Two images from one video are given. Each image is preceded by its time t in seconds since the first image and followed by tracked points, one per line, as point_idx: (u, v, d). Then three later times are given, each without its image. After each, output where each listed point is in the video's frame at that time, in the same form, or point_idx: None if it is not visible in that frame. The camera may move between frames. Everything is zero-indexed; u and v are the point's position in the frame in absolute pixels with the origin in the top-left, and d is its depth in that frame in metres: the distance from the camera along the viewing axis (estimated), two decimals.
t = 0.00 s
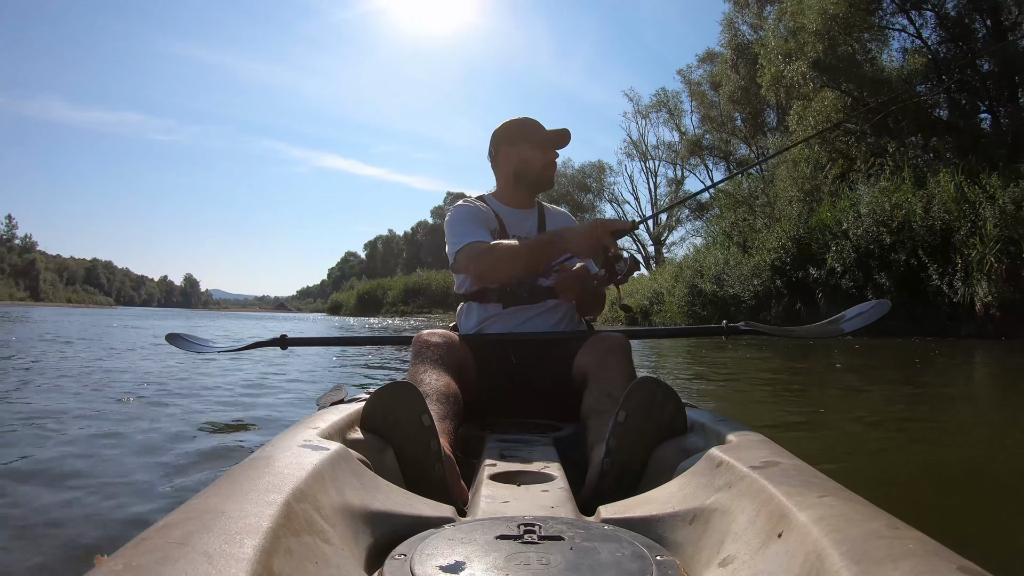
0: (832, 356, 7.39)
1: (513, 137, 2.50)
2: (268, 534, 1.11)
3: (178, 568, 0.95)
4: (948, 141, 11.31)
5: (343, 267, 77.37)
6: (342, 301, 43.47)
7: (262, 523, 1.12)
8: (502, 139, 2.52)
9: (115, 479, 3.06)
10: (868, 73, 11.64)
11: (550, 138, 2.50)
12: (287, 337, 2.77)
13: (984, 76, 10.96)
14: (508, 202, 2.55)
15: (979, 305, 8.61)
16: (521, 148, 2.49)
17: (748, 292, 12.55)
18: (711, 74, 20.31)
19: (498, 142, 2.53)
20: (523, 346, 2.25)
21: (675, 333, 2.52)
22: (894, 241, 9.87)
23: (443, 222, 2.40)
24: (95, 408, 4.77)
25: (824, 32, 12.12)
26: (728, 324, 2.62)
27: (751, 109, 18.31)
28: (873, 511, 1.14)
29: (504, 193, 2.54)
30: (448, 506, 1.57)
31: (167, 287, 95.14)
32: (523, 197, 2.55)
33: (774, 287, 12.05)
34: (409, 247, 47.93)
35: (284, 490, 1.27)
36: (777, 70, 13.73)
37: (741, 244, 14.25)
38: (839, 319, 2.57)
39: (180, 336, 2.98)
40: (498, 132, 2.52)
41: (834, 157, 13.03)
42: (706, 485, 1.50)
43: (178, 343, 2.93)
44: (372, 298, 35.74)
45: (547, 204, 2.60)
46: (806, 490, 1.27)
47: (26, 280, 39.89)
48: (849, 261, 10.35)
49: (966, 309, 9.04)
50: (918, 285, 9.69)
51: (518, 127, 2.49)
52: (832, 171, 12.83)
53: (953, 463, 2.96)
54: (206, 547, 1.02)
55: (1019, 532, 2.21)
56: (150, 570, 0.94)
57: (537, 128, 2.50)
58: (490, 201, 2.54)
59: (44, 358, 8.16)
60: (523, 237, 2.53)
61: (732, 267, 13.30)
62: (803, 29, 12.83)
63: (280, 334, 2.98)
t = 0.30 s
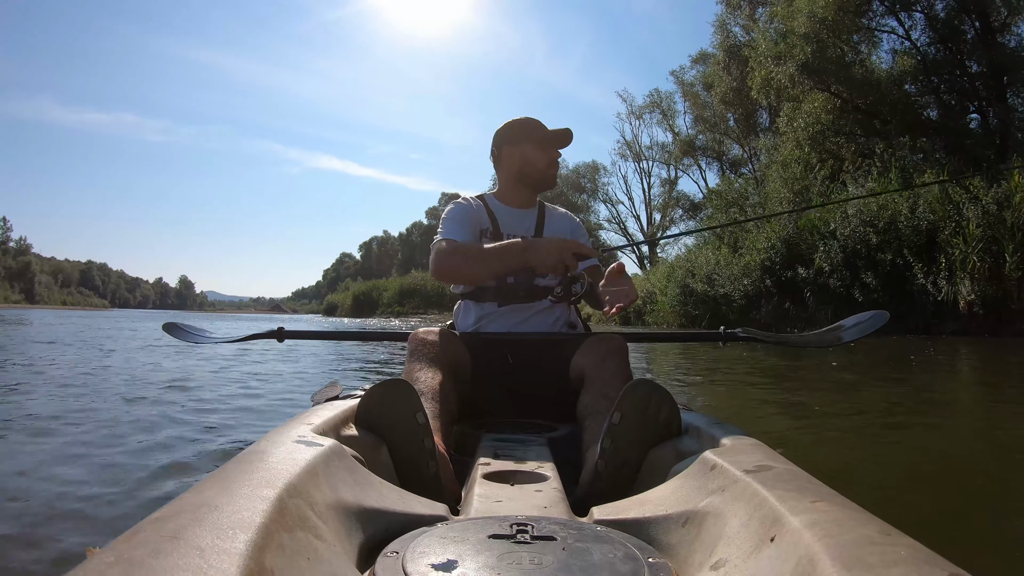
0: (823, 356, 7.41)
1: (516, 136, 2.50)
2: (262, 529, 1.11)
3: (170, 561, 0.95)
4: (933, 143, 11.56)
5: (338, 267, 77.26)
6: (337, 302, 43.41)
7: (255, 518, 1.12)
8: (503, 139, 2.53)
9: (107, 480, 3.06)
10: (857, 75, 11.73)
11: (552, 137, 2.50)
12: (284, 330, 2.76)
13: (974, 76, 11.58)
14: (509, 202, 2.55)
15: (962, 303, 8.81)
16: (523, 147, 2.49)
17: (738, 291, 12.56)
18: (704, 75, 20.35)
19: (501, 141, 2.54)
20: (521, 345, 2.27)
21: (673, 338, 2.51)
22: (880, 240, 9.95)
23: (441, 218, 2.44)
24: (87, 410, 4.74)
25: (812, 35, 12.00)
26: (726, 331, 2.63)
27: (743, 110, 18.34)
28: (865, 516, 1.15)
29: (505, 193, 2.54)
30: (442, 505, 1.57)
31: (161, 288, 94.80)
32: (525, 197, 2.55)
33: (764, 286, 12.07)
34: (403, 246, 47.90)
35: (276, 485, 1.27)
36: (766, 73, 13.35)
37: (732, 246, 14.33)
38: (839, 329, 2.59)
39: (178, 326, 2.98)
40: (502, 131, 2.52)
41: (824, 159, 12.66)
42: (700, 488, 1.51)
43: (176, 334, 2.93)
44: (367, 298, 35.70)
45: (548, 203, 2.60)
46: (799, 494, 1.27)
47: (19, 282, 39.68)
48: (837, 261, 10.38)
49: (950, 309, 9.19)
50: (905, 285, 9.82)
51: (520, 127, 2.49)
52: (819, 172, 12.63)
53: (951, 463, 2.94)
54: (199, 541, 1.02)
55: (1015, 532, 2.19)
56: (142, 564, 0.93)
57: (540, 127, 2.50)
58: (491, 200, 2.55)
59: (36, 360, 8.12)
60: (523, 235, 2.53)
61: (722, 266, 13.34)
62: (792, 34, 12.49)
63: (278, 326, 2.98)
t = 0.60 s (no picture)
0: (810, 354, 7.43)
1: (521, 136, 2.50)
2: (262, 531, 1.10)
3: (170, 563, 0.95)
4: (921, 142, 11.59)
5: (334, 269, 77.14)
6: (333, 304, 43.40)
7: (255, 520, 1.12)
8: (508, 139, 2.53)
9: (106, 482, 3.05)
10: (847, 76, 11.82)
11: (557, 140, 2.51)
12: (283, 330, 2.76)
13: (964, 75, 11.54)
14: (509, 202, 2.55)
15: (947, 300, 8.74)
16: (527, 148, 2.49)
17: (731, 289, 12.60)
18: (697, 75, 20.39)
19: (506, 142, 2.54)
20: (520, 347, 2.26)
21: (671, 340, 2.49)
22: (868, 238, 9.94)
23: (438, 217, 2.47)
24: (83, 414, 4.72)
25: (802, 37, 12.20)
26: (725, 334, 2.61)
27: (737, 110, 18.37)
28: (865, 515, 1.15)
29: (507, 193, 2.54)
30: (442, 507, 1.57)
31: (157, 291, 94.61)
32: (526, 197, 2.54)
33: (756, 284, 12.09)
34: (400, 247, 47.89)
35: (277, 487, 1.27)
36: (755, 73, 13.55)
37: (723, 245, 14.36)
38: (838, 330, 2.59)
39: (178, 327, 2.97)
40: (507, 131, 2.52)
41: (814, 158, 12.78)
42: (700, 487, 1.51)
43: (175, 333, 2.92)
44: (363, 300, 35.70)
45: (550, 204, 2.57)
46: (799, 494, 1.27)
47: (16, 287, 39.55)
48: (827, 259, 10.46)
49: (937, 306, 9.10)
50: (892, 283, 9.75)
51: (525, 128, 2.50)
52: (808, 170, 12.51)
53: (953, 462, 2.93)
54: (199, 543, 1.01)
55: (1015, 531, 2.19)
56: (142, 566, 0.93)
57: (545, 129, 2.51)
58: (493, 200, 2.55)
59: (32, 363, 8.10)
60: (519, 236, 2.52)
61: (715, 265, 13.37)
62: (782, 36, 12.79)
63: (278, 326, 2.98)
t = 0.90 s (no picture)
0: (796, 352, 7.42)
1: (520, 136, 2.49)
2: (269, 538, 1.10)
3: (177, 571, 0.94)
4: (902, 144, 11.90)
5: (333, 270, 77.10)
6: (331, 305, 43.33)
7: (262, 527, 1.12)
8: (508, 138, 2.52)
9: (106, 484, 3.05)
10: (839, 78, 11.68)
11: (557, 140, 2.51)
12: (285, 341, 2.77)
13: (957, 77, 11.53)
14: (509, 203, 2.55)
15: (934, 300, 8.73)
16: (527, 149, 2.49)
17: (723, 289, 12.63)
18: (692, 76, 20.36)
19: (505, 142, 2.53)
20: (522, 347, 2.26)
21: (673, 332, 2.49)
22: (858, 239, 9.85)
23: (438, 222, 2.49)
24: (82, 416, 4.71)
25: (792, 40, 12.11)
26: (725, 322, 2.62)
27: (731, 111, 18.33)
28: (871, 505, 1.15)
29: (507, 194, 2.54)
30: (448, 507, 1.57)
31: (156, 292, 94.54)
32: (525, 197, 2.54)
33: (747, 285, 12.14)
34: (397, 248, 47.85)
35: (283, 494, 1.26)
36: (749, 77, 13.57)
37: (716, 245, 14.36)
38: (833, 315, 2.56)
39: (179, 342, 2.98)
40: (506, 131, 2.52)
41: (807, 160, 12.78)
42: (706, 482, 1.51)
43: (178, 350, 2.93)
44: (361, 300, 35.69)
45: (550, 204, 2.57)
46: (805, 486, 1.27)
47: (13, 289, 39.48)
48: (817, 260, 10.44)
49: (925, 306, 9.05)
50: (882, 283, 9.72)
51: (525, 128, 2.49)
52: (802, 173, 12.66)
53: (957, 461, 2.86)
54: (207, 552, 1.01)
55: (1014, 519, 2.22)
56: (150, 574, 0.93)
57: (544, 129, 2.50)
58: (492, 201, 2.55)
59: (30, 365, 8.10)
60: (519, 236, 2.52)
61: (709, 266, 13.38)
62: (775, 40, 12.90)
63: (279, 337, 2.98)
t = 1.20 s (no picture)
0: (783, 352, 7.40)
1: (516, 138, 2.49)
2: (272, 541, 1.10)
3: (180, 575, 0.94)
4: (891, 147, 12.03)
5: (331, 270, 77.00)
6: (328, 303, 43.28)
7: (265, 530, 1.12)
8: (504, 139, 2.51)
9: (103, 483, 3.04)
10: (833, 84, 11.90)
11: (553, 142, 2.51)
12: (286, 346, 2.76)
13: (950, 83, 11.57)
14: (505, 205, 2.54)
15: (920, 303, 8.82)
16: (523, 150, 2.48)
17: (716, 291, 12.71)
18: (689, 78, 20.38)
19: (501, 143, 2.52)
20: (523, 346, 2.26)
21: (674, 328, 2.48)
22: (848, 243, 9.88)
23: (435, 226, 2.48)
24: (80, 414, 4.70)
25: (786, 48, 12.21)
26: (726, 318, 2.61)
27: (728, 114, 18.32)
28: (875, 502, 1.14)
29: (504, 196, 2.53)
30: (452, 508, 1.57)
31: (155, 291, 94.40)
32: (523, 199, 2.53)
33: (739, 287, 12.34)
34: (395, 247, 47.79)
35: (286, 496, 1.26)
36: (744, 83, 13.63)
37: (708, 247, 14.38)
38: (833, 311, 2.55)
39: (179, 348, 2.97)
40: (502, 132, 2.51)
41: (802, 163, 12.83)
42: (709, 481, 1.51)
43: (179, 355, 2.92)
44: (358, 299, 35.68)
45: (547, 205, 2.56)
46: (809, 483, 1.27)
47: (10, 284, 39.39)
48: (807, 263, 10.53)
49: (912, 308, 9.16)
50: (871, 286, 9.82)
51: (521, 129, 2.49)
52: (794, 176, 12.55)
53: (967, 462, 2.82)
54: (210, 556, 1.01)
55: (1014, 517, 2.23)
56: None
57: (540, 131, 2.51)
58: (489, 202, 2.55)
59: (26, 363, 8.08)
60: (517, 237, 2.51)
61: (701, 267, 13.41)
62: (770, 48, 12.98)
63: (280, 343, 2.97)
